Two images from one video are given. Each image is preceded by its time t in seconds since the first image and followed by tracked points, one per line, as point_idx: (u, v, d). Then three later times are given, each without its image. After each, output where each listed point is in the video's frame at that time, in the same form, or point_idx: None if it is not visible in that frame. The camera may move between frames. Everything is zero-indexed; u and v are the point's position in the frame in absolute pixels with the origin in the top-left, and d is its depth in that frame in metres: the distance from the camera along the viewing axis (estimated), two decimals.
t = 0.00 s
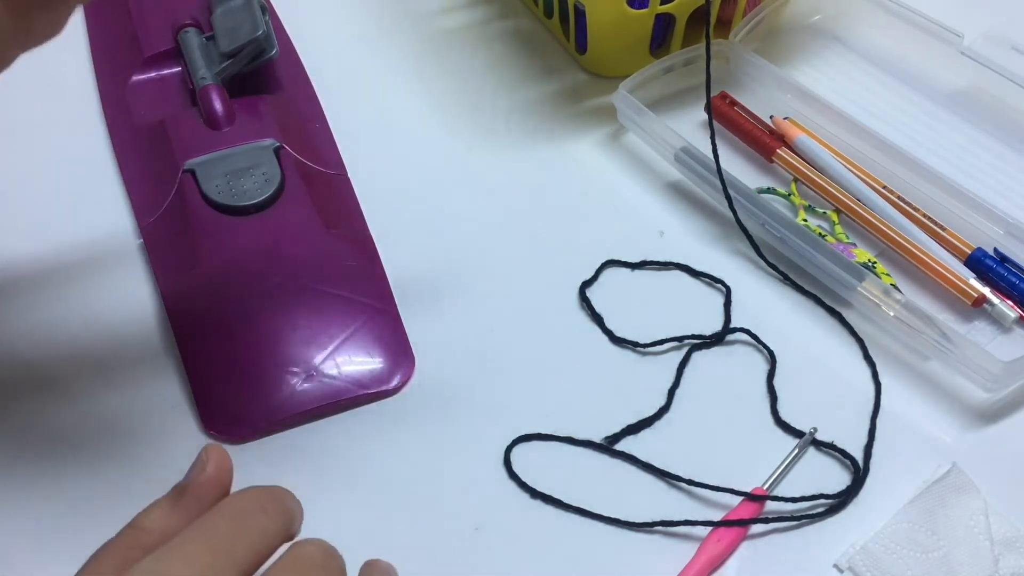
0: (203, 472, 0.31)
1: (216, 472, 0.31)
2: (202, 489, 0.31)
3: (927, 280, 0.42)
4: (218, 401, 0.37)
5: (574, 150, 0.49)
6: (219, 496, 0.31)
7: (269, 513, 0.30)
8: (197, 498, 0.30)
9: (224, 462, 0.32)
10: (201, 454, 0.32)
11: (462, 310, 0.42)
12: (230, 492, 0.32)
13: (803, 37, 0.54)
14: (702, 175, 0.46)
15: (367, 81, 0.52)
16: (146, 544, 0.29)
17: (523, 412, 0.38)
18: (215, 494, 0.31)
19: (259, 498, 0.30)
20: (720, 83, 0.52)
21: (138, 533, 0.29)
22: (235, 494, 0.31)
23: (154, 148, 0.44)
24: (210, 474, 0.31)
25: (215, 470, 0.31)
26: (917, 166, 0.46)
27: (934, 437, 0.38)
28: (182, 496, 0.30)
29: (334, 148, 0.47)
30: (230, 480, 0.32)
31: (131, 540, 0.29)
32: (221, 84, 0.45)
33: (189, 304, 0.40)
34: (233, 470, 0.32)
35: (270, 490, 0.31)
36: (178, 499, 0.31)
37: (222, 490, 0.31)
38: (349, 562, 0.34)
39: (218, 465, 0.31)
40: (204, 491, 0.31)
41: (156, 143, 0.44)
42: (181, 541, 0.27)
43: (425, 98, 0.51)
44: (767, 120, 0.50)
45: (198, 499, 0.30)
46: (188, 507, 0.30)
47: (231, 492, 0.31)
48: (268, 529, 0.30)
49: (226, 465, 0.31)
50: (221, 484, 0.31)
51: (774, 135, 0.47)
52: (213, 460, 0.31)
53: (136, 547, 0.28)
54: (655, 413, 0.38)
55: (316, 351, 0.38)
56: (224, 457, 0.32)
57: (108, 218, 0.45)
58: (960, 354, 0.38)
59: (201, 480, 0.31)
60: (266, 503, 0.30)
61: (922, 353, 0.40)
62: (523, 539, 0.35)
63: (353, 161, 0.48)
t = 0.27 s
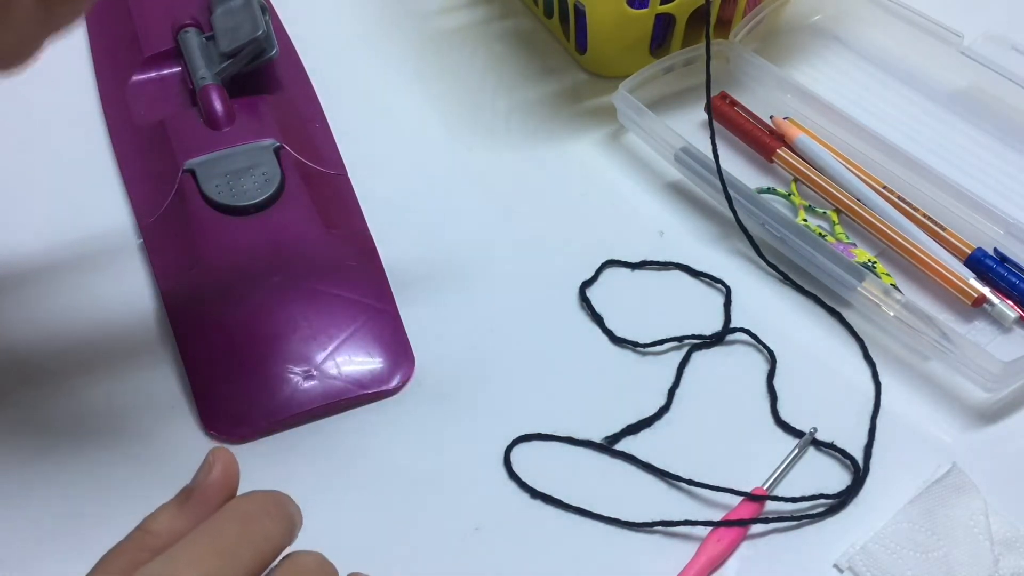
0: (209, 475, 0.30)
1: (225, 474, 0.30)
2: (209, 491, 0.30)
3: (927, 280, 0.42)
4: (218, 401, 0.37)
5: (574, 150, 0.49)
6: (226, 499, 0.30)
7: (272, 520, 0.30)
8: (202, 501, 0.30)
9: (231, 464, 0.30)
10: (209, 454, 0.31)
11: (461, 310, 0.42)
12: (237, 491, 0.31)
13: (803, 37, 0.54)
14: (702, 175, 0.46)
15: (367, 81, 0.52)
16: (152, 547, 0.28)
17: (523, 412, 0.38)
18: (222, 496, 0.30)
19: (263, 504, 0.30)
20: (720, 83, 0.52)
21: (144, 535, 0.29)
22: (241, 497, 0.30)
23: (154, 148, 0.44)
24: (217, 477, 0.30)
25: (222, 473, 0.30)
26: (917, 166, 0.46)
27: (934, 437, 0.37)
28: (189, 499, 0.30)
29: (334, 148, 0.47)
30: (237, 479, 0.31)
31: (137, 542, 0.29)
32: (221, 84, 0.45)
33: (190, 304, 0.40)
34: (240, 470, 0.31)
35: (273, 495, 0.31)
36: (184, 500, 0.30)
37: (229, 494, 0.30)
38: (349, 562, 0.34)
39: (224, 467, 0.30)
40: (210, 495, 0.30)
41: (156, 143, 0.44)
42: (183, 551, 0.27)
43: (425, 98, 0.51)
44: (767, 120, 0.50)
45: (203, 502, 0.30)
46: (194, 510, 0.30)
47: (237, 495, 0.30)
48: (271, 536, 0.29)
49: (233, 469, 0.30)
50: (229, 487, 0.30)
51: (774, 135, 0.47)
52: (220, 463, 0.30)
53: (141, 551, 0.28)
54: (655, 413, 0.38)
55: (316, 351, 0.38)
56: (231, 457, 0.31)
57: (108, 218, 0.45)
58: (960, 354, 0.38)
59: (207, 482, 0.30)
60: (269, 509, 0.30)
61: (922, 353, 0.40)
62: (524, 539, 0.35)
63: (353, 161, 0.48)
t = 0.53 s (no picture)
0: (207, 474, 0.30)
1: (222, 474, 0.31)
2: (207, 489, 0.30)
3: (927, 280, 0.42)
4: (218, 401, 0.37)
5: (574, 150, 0.49)
6: (224, 497, 0.30)
7: (270, 517, 0.30)
8: (200, 499, 0.30)
9: (230, 464, 0.31)
10: (207, 453, 0.31)
11: (461, 311, 0.42)
12: (235, 489, 0.31)
13: (803, 37, 0.54)
14: (702, 175, 0.46)
15: (367, 81, 0.52)
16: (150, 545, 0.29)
17: (523, 412, 0.38)
18: (220, 495, 0.30)
19: (261, 502, 0.30)
20: (720, 83, 0.52)
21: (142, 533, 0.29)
22: (239, 495, 0.30)
23: (154, 148, 0.44)
24: (215, 475, 0.30)
25: (221, 472, 0.30)
26: (917, 166, 0.46)
27: (934, 437, 0.37)
28: (187, 496, 0.30)
29: (334, 148, 0.47)
30: (235, 478, 0.31)
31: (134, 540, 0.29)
32: (221, 84, 0.45)
33: (190, 304, 0.40)
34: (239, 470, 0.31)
35: (270, 493, 0.31)
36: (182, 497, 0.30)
37: (227, 492, 0.30)
38: (349, 562, 0.34)
39: (223, 466, 0.31)
40: (208, 494, 0.30)
41: (156, 143, 0.44)
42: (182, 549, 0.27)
43: (425, 98, 0.51)
44: (767, 120, 0.50)
45: (202, 501, 0.30)
46: (192, 508, 0.30)
47: (235, 493, 0.31)
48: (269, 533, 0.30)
49: (232, 468, 0.30)
50: (226, 486, 0.31)
51: (774, 135, 0.47)
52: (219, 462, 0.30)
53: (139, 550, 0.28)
54: (655, 413, 0.38)
55: (316, 351, 0.38)
56: (230, 457, 0.31)
57: (107, 218, 0.45)
58: (961, 354, 0.38)
59: (206, 480, 0.30)
60: (266, 506, 0.30)
61: (922, 353, 0.40)
62: (524, 539, 0.35)
63: (353, 161, 0.48)
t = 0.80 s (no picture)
0: (210, 477, 0.30)
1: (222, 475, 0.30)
2: (209, 491, 0.30)
3: (927, 280, 0.42)
4: (218, 401, 0.37)
5: (574, 150, 0.49)
6: (226, 500, 0.30)
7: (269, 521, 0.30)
8: (202, 501, 0.30)
9: (232, 465, 0.31)
10: (209, 455, 0.31)
11: (461, 311, 0.42)
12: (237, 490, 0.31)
13: (803, 37, 0.54)
14: (702, 175, 0.46)
15: (367, 81, 0.52)
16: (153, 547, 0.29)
17: (523, 412, 0.38)
18: (222, 497, 0.30)
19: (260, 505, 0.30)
20: (720, 83, 0.52)
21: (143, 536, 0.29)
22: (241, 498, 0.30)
23: (154, 148, 0.44)
24: (217, 478, 0.30)
25: (223, 474, 0.30)
26: (917, 166, 0.46)
27: (934, 437, 0.38)
28: (188, 499, 0.30)
29: (334, 148, 0.47)
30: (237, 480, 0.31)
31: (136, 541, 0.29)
32: (221, 84, 0.45)
33: (190, 304, 0.40)
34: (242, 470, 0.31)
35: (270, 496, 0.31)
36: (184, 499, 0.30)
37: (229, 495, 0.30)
38: (349, 562, 0.34)
39: (225, 469, 0.30)
40: (210, 496, 0.30)
41: (155, 143, 0.44)
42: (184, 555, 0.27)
43: (425, 98, 0.51)
44: (767, 120, 0.50)
45: (203, 504, 0.30)
46: (194, 510, 0.30)
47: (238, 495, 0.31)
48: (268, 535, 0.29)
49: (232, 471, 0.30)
50: (229, 488, 0.30)
51: (774, 135, 0.47)
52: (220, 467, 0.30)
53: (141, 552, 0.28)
54: (655, 413, 0.38)
55: (316, 350, 0.38)
56: (231, 459, 0.31)
57: (107, 218, 0.45)
58: (961, 354, 0.38)
59: (208, 483, 0.30)
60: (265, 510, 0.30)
61: (922, 354, 0.40)
62: (524, 539, 0.35)
63: (353, 161, 0.48)
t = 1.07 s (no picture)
0: (207, 471, 0.30)
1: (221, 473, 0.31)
2: (207, 487, 0.30)
3: (927, 280, 0.42)
4: (218, 401, 0.37)
5: (574, 150, 0.49)
6: (223, 497, 0.30)
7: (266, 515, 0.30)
8: (200, 496, 0.30)
9: (230, 461, 0.31)
10: (207, 451, 0.31)
11: (461, 311, 0.42)
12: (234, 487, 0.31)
13: (803, 37, 0.54)
14: (702, 175, 0.46)
15: (367, 81, 0.52)
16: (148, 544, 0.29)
17: (523, 412, 0.38)
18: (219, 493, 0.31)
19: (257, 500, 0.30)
20: (720, 83, 0.52)
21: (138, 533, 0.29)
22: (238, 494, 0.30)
23: (154, 148, 0.44)
24: (215, 474, 0.30)
25: (221, 470, 0.31)
26: (917, 166, 0.46)
27: (934, 437, 0.38)
28: (186, 495, 0.30)
29: (334, 148, 0.47)
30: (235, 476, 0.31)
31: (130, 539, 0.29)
32: (221, 84, 0.45)
33: (190, 304, 0.40)
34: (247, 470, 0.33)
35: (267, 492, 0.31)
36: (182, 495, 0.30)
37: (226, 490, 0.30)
38: (349, 562, 0.34)
39: (224, 465, 0.31)
40: (207, 490, 0.30)
41: (155, 143, 0.44)
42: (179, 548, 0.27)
43: (425, 98, 0.51)
44: (767, 120, 0.50)
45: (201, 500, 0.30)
46: (192, 506, 0.30)
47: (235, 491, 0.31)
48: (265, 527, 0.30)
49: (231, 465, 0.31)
50: (226, 485, 0.31)
51: (774, 135, 0.47)
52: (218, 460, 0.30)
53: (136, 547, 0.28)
54: (655, 413, 0.38)
55: (316, 350, 0.38)
56: (229, 455, 0.31)
57: (107, 218, 0.45)
58: (960, 354, 0.38)
59: (206, 478, 0.30)
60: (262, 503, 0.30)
61: (922, 354, 0.40)
62: (524, 539, 0.35)
63: (353, 161, 0.48)
